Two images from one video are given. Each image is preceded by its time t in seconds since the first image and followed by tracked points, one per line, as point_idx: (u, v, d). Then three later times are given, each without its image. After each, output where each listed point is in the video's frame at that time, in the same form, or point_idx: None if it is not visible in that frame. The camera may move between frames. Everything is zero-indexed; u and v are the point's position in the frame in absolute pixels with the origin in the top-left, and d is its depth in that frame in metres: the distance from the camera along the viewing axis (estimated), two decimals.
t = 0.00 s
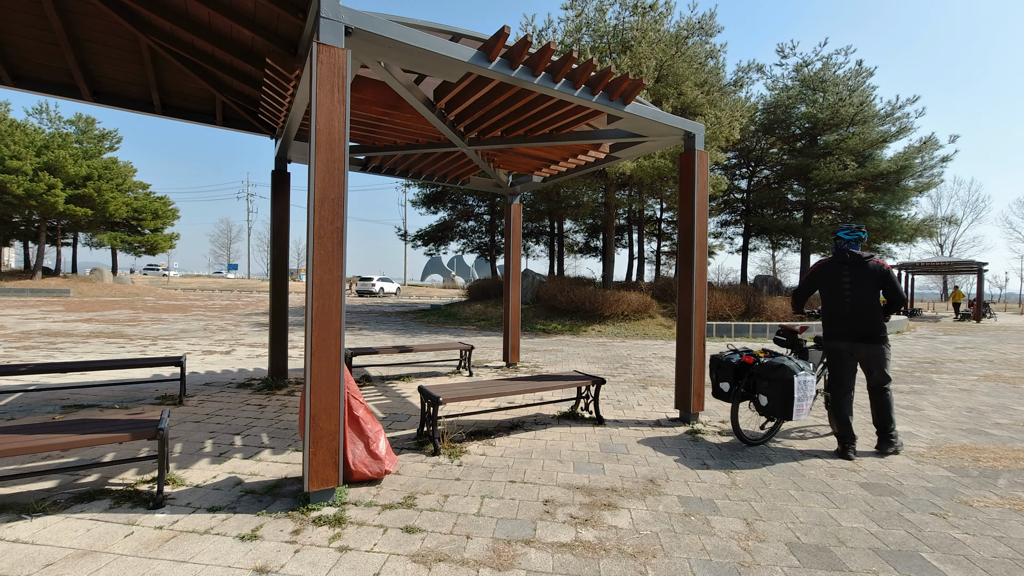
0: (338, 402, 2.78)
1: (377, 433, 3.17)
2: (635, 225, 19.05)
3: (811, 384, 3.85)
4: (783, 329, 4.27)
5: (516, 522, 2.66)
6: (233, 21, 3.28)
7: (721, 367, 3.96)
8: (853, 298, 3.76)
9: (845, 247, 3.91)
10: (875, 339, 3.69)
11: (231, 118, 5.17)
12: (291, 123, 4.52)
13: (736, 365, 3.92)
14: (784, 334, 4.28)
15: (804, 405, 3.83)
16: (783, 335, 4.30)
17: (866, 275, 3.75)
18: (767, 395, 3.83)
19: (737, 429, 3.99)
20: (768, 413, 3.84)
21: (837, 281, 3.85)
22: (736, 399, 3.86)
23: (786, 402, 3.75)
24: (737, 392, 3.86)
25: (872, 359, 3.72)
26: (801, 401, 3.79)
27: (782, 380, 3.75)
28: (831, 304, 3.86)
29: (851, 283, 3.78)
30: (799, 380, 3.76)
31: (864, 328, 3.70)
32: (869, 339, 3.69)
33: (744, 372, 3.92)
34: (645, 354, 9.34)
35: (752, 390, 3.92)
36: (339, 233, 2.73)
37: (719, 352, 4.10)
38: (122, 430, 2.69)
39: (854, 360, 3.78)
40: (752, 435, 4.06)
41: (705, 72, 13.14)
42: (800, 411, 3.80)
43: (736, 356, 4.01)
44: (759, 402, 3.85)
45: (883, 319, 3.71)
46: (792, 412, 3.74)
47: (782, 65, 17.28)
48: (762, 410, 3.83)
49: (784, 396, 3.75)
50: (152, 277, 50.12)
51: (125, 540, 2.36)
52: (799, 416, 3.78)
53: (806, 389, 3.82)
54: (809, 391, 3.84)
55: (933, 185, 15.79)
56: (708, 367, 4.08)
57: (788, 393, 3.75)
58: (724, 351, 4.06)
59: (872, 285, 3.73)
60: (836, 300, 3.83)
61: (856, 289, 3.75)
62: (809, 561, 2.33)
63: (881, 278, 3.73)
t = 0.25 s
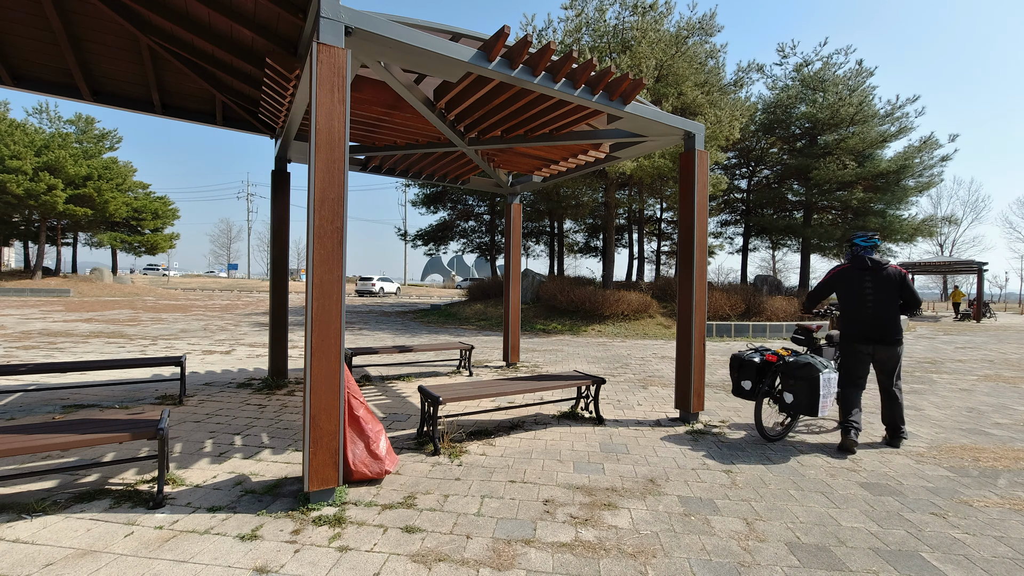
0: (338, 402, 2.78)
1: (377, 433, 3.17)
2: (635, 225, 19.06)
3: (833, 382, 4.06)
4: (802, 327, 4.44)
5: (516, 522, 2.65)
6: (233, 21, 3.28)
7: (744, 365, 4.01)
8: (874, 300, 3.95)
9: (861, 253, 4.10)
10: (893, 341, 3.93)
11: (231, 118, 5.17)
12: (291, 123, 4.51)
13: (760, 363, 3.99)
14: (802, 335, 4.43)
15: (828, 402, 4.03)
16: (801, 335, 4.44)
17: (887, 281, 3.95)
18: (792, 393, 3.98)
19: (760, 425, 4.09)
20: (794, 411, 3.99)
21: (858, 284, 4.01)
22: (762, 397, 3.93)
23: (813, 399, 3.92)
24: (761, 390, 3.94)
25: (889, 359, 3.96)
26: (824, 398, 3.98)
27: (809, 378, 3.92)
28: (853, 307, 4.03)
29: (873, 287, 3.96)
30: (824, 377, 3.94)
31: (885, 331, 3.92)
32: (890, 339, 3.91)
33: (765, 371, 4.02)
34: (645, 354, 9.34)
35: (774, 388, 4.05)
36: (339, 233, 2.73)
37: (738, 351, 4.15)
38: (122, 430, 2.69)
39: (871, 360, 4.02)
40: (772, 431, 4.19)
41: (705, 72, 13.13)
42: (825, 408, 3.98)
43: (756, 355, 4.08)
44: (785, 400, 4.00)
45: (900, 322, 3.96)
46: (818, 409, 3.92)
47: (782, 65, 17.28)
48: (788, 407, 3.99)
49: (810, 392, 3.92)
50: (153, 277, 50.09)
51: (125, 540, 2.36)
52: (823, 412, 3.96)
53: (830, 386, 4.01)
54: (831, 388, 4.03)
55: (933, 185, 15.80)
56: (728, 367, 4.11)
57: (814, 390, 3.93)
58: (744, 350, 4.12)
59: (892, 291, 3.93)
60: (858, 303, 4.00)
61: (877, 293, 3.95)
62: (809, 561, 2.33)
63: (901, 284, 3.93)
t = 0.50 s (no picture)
0: (338, 402, 2.78)
1: (377, 433, 3.17)
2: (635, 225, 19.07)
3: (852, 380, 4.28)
4: (815, 326, 4.57)
5: (516, 522, 2.65)
6: (233, 21, 3.28)
7: (766, 365, 4.18)
8: (884, 294, 4.12)
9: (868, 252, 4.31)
10: (901, 334, 4.06)
11: (231, 118, 5.17)
12: (291, 124, 4.51)
13: (782, 363, 4.15)
14: (817, 334, 4.54)
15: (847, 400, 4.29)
16: (817, 334, 4.54)
17: (896, 276, 4.13)
18: (816, 392, 4.22)
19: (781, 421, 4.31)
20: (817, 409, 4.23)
21: (870, 278, 4.19)
22: (784, 395, 4.12)
23: (835, 398, 4.16)
24: (781, 389, 4.11)
25: (898, 353, 4.07)
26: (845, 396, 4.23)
27: (832, 377, 4.15)
28: (864, 299, 4.20)
29: (884, 281, 4.14)
30: (847, 377, 4.18)
31: (894, 324, 4.06)
32: (899, 331, 4.05)
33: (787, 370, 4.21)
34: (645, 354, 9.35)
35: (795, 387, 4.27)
36: (338, 234, 2.73)
37: (759, 351, 4.30)
38: (122, 430, 2.69)
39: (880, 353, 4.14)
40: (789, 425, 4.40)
41: (705, 72, 13.13)
42: (845, 405, 4.24)
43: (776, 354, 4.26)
44: (809, 399, 4.24)
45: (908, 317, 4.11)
46: (839, 406, 4.16)
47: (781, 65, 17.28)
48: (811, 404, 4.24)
49: (834, 392, 4.16)
50: (153, 277, 50.09)
51: (125, 540, 2.36)
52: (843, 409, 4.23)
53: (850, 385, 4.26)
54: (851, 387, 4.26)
55: (933, 185, 15.79)
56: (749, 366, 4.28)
57: (836, 389, 4.16)
58: (764, 349, 4.28)
59: (900, 286, 4.11)
60: (869, 296, 4.17)
61: (888, 287, 4.12)
62: (809, 561, 2.33)
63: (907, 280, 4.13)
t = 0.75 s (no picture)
0: (338, 402, 2.78)
1: (377, 433, 3.17)
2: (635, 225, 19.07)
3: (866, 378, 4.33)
4: (823, 325, 4.64)
5: (516, 522, 2.66)
6: (233, 21, 3.28)
7: (780, 363, 4.40)
8: (884, 293, 4.17)
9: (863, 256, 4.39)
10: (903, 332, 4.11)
11: (231, 118, 5.17)
12: (291, 123, 4.51)
13: (795, 361, 4.40)
14: (825, 333, 4.61)
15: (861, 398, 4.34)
16: (823, 334, 4.62)
17: (894, 277, 4.19)
18: (831, 389, 4.31)
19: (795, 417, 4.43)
20: (832, 406, 4.32)
21: (870, 279, 4.24)
22: (797, 393, 4.33)
23: (849, 395, 4.23)
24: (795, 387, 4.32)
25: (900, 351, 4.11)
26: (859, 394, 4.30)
27: (846, 375, 4.23)
28: (864, 299, 4.24)
29: (884, 281, 4.19)
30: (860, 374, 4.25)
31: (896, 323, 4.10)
32: (900, 330, 4.10)
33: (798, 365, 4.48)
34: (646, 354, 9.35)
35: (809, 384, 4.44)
36: (339, 234, 2.73)
37: (773, 351, 4.53)
38: (122, 430, 2.69)
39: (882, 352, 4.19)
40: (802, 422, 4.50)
41: (705, 72, 13.13)
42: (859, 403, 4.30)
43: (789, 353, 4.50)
44: (824, 396, 4.34)
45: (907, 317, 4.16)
46: (853, 403, 4.23)
47: (781, 65, 17.27)
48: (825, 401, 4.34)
49: (848, 389, 4.23)
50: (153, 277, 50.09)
51: (125, 540, 2.36)
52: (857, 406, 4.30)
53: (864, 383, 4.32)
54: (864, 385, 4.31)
55: (933, 185, 15.79)
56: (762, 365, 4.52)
57: (850, 387, 4.23)
58: (778, 349, 4.51)
59: (899, 287, 4.17)
60: (869, 296, 4.21)
61: (889, 286, 4.16)
62: (809, 561, 2.33)
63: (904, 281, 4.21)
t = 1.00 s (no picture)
0: (338, 402, 2.79)
1: (377, 433, 3.17)
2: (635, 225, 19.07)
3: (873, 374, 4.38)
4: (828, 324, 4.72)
5: (516, 522, 2.65)
6: (233, 21, 3.28)
7: (790, 362, 4.53)
8: (883, 294, 4.35)
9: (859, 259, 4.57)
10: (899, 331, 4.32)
11: (231, 118, 5.17)
12: (291, 123, 4.51)
13: (805, 360, 4.51)
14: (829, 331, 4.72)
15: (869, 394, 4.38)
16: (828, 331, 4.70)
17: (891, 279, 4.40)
18: (841, 385, 4.33)
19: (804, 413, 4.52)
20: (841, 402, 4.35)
21: (870, 279, 4.40)
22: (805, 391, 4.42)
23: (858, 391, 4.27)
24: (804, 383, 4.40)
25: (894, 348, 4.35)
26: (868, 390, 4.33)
27: (855, 372, 4.26)
28: (865, 299, 4.39)
29: (883, 282, 4.37)
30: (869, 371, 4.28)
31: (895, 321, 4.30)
32: (898, 328, 4.31)
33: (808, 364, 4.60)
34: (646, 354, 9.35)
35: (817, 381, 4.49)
36: (339, 234, 2.73)
37: (784, 350, 4.65)
38: (122, 430, 2.69)
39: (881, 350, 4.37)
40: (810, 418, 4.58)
41: (705, 72, 13.12)
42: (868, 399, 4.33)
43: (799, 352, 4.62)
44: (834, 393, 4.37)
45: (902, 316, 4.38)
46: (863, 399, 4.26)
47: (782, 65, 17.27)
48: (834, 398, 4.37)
49: (857, 386, 4.26)
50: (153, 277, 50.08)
51: (125, 540, 2.36)
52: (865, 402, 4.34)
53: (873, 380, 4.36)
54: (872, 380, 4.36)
55: (933, 185, 15.79)
56: (772, 363, 4.62)
57: (860, 383, 4.26)
58: (788, 348, 4.63)
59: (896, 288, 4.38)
60: (868, 295, 4.38)
61: (887, 287, 4.35)
62: (809, 561, 2.33)
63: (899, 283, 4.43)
